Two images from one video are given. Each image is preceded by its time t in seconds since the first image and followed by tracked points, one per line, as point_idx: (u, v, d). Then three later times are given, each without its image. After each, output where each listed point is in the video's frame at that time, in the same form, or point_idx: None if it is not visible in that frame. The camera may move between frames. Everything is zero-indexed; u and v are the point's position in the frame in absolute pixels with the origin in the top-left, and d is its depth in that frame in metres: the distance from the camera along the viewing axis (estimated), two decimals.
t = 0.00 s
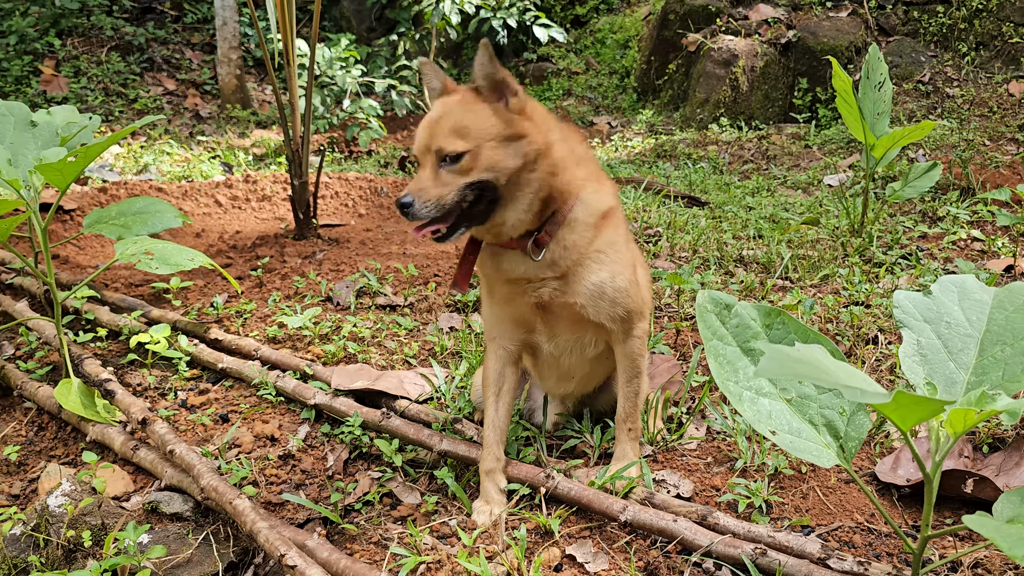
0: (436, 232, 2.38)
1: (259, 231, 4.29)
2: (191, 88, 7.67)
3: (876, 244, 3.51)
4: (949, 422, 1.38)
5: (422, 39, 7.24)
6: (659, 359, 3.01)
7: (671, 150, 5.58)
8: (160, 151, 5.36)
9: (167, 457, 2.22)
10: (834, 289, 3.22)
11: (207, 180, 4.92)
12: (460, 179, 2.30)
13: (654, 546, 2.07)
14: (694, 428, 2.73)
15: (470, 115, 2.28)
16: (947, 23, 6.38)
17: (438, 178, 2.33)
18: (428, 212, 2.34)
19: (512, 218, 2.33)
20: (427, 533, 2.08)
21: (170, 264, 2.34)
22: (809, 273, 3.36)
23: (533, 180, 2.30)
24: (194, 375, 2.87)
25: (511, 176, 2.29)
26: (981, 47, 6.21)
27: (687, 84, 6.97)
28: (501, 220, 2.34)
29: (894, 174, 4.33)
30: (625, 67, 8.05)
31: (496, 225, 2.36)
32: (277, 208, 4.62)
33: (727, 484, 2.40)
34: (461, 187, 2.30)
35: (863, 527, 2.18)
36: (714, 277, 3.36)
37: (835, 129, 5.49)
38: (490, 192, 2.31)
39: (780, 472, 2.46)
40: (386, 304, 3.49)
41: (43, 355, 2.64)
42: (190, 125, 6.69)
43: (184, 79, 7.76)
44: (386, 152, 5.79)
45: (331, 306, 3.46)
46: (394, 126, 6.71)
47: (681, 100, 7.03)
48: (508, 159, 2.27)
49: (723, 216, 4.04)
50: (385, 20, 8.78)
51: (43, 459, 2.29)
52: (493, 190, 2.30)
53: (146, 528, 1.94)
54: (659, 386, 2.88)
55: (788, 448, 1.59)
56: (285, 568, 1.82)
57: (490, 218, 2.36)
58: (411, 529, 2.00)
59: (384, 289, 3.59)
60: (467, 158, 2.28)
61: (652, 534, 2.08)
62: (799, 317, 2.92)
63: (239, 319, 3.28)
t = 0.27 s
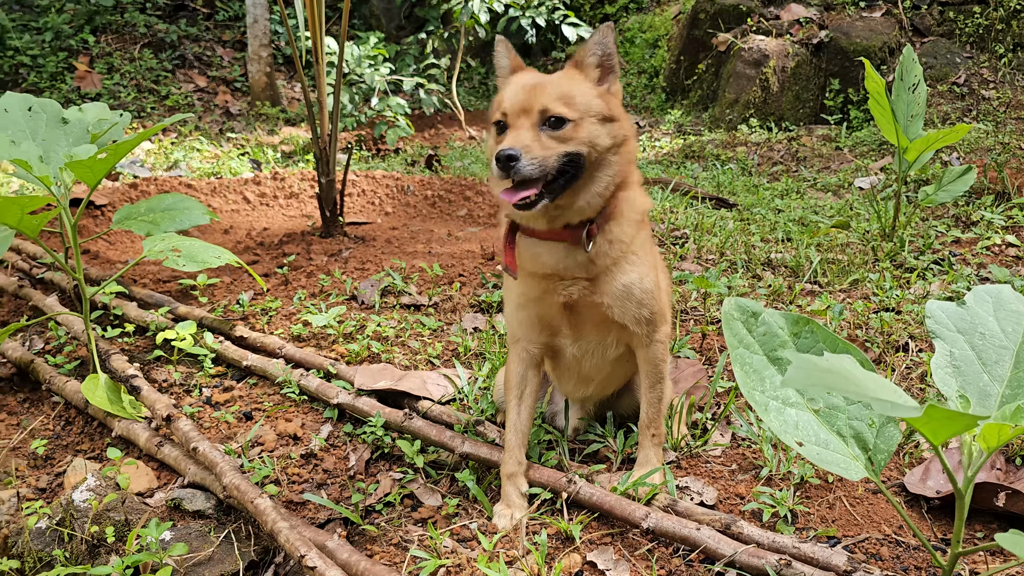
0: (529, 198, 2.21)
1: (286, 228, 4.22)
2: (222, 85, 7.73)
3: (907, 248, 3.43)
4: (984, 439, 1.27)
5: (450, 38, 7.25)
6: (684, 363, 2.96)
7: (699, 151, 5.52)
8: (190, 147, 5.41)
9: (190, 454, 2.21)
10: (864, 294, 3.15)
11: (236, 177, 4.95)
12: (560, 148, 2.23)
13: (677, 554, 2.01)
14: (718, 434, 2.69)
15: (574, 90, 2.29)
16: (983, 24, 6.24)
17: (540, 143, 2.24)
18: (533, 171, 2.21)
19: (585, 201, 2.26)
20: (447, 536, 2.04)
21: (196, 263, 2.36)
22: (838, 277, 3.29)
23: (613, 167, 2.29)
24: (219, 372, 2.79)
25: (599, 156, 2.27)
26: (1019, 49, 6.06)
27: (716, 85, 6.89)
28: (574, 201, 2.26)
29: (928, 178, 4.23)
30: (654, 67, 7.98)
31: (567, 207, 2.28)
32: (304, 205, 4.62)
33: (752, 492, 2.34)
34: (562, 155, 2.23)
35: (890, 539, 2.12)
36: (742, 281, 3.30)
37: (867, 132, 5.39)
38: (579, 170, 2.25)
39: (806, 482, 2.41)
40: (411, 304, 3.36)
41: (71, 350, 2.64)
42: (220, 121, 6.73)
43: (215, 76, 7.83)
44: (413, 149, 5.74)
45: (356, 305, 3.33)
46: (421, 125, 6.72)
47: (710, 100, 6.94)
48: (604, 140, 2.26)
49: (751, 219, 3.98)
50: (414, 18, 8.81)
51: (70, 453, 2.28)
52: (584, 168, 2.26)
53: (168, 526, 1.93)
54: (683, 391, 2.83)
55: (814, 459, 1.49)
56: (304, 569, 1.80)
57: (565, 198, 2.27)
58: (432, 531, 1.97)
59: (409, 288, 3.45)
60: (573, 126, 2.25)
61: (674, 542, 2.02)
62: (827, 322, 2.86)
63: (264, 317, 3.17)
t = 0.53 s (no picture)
0: (636, 172, 2.00)
1: (345, 218, 4.27)
2: (287, 75, 7.89)
3: (978, 253, 3.30)
4: None
5: (513, 30, 7.26)
6: (739, 365, 2.87)
7: (761, 146, 5.39)
8: (255, 136, 5.53)
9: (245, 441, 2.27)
10: (929, 299, 3.04)
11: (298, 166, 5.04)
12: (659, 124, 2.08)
13: (726, 561, 1.97)
14: (773, 440, 2.60)
15: (671, 77, 2.18)
16: None
17: (643, 117, 2.07)
18: (642, 142, 2.02)
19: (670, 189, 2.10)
20: (495, 533, 2.03)
21: (255, 252, 2.40)
22: (902, 280, 3.18)
23: (699, 156, 2.14)
24: (276, 360, 2.84)
25: (691, 145, 2.13)
26: None
27: (781, 78, 6.71)
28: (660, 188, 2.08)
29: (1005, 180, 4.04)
30: (717, 61, 7.88)
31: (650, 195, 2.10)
32: (363, 196, 4.67)
33: (804, 500, 2.27)
34: (664, 134, 2.08)
35: (949, 554, 2.05)
36: (801, 282, 3.22)
37: (940, 129, 5.19)
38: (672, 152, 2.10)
39: (861, 491, 2.32)
40: (465, 297, 3.34)
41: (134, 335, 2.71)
42: (285, 110, 6.85)
43: (281, 65, 7.98)
44: (472, 142, 5.72)
45: (411, 297, 3.35)
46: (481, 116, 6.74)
47: (775, 95, 6.77)
48: (695, 125, 2.13)
49: (813, 218, 3.87)
50: (476, 9, 8.84)
51: (131, 436, 2.34)
52: (676, 152, 2.10)
53: (222, 512, 1.99)
54: (737, 394, 2.76)
55: (870, 474, 1.38)
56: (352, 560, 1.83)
57: (652, 184, 2.09)
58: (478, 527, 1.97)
59: (464, 281, 3.43)
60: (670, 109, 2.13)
61: (723, 549, 1.98)
62: (889, 328, 2.77)
63: (322, 306, 3.20)
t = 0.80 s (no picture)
0: (750, 151, 1.83)
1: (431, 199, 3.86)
2: (372, 55, 7.93)
3: None
4: None
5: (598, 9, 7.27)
6: (831, 354, 2.76)
7: (851, 133, 5.22)
8: (342, 115, 5.51)
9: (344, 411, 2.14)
10: None
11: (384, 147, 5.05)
12: (776, 102, 1.87)
13: (818, 549, 1.83)
14: (865, 431, 2.46)
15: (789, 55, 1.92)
16: None
17: (760, 95, 1.86)
18: (757, 121, 1.84)
19: (783, 172, 1.91)
20: (584, 510, 1.90)
21: (353, 229, 2.33)
22: (1003, 274, 3.09)
23: (815, 139, 1.92)
24: (369, 334, 2.57)
25: (807, 128, 1.90)
26: None
27: (874, 64, 6.48)
28: (772, 172, 1.91)
29: None
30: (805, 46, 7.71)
31: (762, 178, 1.92)
32: (449, 176, 4.45)
33: (901, 493, 2.15)
34: (779, 116, 1.87)
35: None
36: (896, 272, 3.13)
37: None
38: (787, 134, 1.90)
39: (961, 488, 2.19)
40: (552, 279, 2.89)
41: (236, 304, 2.53)
42: (370, 89, 6.84)
43: (367, 46, 8.01)
44: (555, 124, 5.20)
45: (498, 276, 2.90)
46: (562, 98, 6.69)
47: (868, 81, 6.53)
48: (814, 107, 1.90)
49: (907, 207, 3.75)
50: None
51: (233, 401, 2.23)
52: (792, 134, 1.90)
53: (325, 475, 1.94)
54: (829, 383, 2.64)
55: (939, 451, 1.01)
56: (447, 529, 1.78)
57: (763, 167, 1.90)
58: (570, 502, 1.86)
59: (552, 262, 2.95)
60: (788, 89, 1.88)
61: (815, 536, 1.84)
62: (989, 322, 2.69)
63: (411, 282, 2.83)
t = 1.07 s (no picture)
0: (876, 127, 1.80)
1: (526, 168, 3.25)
2: (463, 27, 7.81)
3: None
4: None
5: None
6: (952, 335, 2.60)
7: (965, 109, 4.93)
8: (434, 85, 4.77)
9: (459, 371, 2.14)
10: None
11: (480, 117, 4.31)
12: (910, 77, 1.80)
13: (945, 530, 1.74)
14: (992, 414, 2.32)
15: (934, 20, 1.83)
16: None
17: (893, 70, 1.81)
18: (884, 96, 1.79)
19: (921, 146, 1.85)
20: (701, 479, 1.86)
21: (465, 194, 2.28)
22: None
23: (959, 110, 1.84)
24: (477, 301, 2.40)
25: (949, 98, 1.82)
26: None
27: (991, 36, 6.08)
28: (908, 145, 1.85)
29: None
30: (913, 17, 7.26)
31: (897, 153, 1.87)
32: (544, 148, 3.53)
33: None
34: (914, 88, 1.80)
35: None
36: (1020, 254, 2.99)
37: None
38: (925, 108, 1.83)
39: None
40: (654, 251, 2.58)
41: (347, 267, 2.47)
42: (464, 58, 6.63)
43: (458, 18, 7.86)
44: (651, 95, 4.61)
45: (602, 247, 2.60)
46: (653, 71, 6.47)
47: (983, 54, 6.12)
48: (957, 76, 1.81)
49: None
50: None
51: (348, 358, 2.26)
52: (931, 107, 1.83)
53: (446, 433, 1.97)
54: (951, 364, 2.48)
55: None
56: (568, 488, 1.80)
57: (899, 141, 1.86)
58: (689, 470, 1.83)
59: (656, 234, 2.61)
60: (927, 61, 1.80)
61: (943, 517, 1.74)
62: None
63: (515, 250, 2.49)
